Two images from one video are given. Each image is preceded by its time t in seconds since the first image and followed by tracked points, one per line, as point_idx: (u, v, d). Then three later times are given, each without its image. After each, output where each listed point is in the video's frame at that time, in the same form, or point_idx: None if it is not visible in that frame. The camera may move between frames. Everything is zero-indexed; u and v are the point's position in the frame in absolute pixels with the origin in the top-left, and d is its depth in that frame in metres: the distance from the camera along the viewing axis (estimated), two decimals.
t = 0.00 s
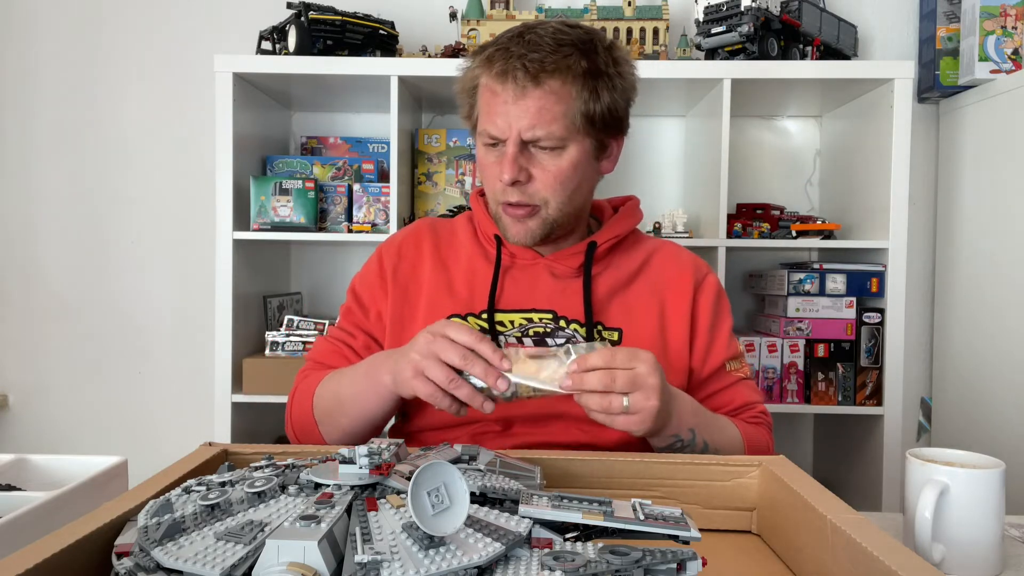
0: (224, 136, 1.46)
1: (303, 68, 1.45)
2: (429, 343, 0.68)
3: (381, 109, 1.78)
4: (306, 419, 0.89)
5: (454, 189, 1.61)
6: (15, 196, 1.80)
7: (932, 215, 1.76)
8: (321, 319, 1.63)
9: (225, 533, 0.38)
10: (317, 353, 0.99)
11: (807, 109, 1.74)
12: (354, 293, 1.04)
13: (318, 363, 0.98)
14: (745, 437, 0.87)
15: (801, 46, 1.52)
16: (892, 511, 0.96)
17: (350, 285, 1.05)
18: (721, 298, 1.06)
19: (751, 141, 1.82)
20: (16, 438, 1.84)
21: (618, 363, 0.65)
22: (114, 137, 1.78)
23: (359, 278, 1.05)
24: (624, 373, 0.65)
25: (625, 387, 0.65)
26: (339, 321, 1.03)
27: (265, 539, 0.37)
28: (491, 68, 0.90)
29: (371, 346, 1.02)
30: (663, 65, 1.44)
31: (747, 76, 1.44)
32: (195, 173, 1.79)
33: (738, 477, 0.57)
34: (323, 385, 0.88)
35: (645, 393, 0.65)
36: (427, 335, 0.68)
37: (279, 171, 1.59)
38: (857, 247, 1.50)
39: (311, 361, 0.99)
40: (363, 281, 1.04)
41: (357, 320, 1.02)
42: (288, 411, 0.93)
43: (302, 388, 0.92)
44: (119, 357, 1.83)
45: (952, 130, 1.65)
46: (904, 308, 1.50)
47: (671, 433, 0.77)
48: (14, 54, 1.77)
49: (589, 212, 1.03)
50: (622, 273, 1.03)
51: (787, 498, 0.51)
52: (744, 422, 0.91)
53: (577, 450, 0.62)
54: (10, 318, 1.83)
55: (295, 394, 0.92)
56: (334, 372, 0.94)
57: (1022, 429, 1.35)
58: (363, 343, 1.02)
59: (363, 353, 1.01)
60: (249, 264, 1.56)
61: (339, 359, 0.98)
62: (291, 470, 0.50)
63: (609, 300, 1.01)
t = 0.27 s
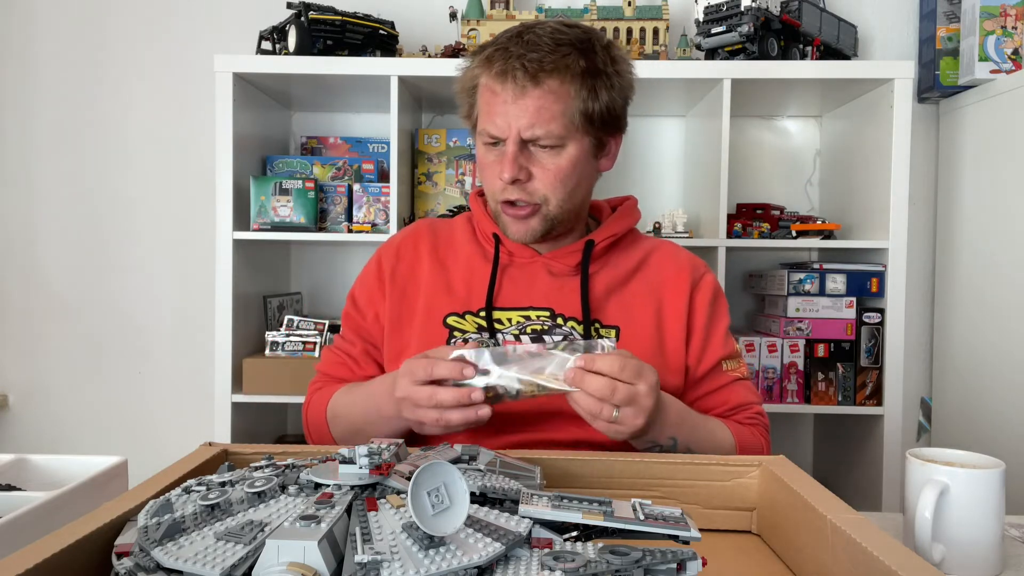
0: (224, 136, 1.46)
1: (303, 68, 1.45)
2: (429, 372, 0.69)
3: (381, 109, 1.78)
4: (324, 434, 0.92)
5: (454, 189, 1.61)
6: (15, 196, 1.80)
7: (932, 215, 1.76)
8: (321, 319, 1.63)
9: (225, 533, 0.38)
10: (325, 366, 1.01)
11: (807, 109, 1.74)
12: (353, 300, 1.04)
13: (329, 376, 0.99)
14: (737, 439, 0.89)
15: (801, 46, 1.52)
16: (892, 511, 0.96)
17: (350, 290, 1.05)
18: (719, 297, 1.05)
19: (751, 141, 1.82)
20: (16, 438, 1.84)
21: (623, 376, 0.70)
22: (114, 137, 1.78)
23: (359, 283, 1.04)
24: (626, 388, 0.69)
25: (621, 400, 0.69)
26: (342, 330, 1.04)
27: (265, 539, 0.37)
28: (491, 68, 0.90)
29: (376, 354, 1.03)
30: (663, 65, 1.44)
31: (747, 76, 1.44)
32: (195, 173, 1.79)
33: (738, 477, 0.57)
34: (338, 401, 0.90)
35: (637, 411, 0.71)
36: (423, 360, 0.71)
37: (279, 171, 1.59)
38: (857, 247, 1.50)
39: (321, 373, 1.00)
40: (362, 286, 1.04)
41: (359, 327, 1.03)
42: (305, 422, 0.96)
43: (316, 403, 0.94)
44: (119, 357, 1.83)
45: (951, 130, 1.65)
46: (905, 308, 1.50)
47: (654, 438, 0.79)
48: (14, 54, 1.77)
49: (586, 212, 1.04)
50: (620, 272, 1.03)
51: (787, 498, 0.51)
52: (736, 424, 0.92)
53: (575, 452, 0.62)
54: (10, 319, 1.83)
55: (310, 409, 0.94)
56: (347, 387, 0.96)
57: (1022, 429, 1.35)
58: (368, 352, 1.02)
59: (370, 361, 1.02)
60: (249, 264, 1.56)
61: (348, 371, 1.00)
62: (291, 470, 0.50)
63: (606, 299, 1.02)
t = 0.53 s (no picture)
0: (224, 136, 1.46)
1: (303, 68, 1.45)
2: (434, 368, 0.71)
3: (381, 109, 1.78)
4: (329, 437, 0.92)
5: (454, 189, 1.61)
6: (15, 196, 1.80)
7: (932, 215, 1.76)
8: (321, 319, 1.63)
9: (225, 533, 0.38)
10: (327, 368, 1.01)
11: (807, 109, 1.74)
12: (354, 302, 1.04)
13: (331, 379, 1.00)
14: (734, 436, 0.89)
15: (801, 46, 1.52)
16: (892, 511, 0.95)
17: (350, 293, 1.05)
18: (715, 296, 1.06)
19: (751, 141, 1.82)
20: (16, 438, 1.84)
21: (618, 383, 0.69)
22: (114, 137, 1.78)
23: (359, 286, 1.05)
24: (623, 395, 0.69)
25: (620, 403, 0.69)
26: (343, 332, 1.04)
27: (265, 540, 0.37)
28: (492, 64, 0.90)
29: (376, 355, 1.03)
30: (663, 65, 1.44)
31: (747, 76, 1.44)
32: (195, 174, 1.79)
33: (738, 477, 0.57)
34: (340, 404, 0.91)
35: (635, 413, 0.71)
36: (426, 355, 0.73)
37: (279, 171, 1.59)
38: (858, 247, 1.50)
39: (323, 377, 1.01)
40: (362, 289, 1.04)
41: (359, 329, 1.02)
42: (308, 425, 0.96)
43: (319, 406, 0.95)
44: (119, 357, 1.83)
45: (951, 130, 1.65)
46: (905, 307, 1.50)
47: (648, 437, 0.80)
48: (14, 54, 1.77)
49: (583, 213, 1.04)
50: (617, 271, 1.03)
51: (787, 497, 0.51)
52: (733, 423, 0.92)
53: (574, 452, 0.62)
54: (10, 318, 1.83)
55: (312, 411, 0.95)
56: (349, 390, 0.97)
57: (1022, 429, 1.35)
58: (369, 354, 1.02)
59: (370, 363, 1.02)
60: (249, 264, 1.56)
61: (349, 373, 1.00)
62: (291, 470, 0.50)
63: (603, 297, 1.01)
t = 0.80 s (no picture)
0: (224, 136, 1.46)
1: (303, 68, 1.45)
2: (431, 360, 0.72)
3: (381, 109, 1.78)
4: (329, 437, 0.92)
5: (454, 189, 1.61)
6: (15, 196, 1.80)
7: (932, 215, 1.76)
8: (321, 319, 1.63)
9: (225, 533, 0.38)
10: (326, 368, 1.01)
11: (807, 109, 1.74)
12: (354, 302, 1.04)
13: (331, 379, 0.99)
14: (728, 431, 0.89)
15: (801, 46, 1.52)
16: (893, 511, 0.95)
17: (350, 293, 1.05)
18: (711, 293, 1.06)
19: (751, 141, 1.82)
20: (16, 438, 1.84)
21: (612, 382, 0.70)
22: (114, 137, 1.78)
23: (359, 286, 1.05)
24: (617, 393, 0.70)
25: (620, 400, 0.70)
26: (343, 333, 1.04)
27: (265, 539, 0.37)
28: (498, 68, 0.89)
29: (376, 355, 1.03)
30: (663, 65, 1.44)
31: (747, 76, 1.44)
32: (195, 174, 1.79)
33: (738, 477, 0.57)
34: (340, 405, 0.90)
35: (637, 411, 0.71)
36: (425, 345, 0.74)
37: (279, 171, 1.59)
38: (857, 247, 1.50)
39: (323, 377, 1.00)
40: (362, 289, 1.04)
41: (359, 329, 1.02)
42: (308, 426, 0.96)
43: (319, 406, 0.94)
44: (119, 357, 1.83)
45: (952, 130, 1.65)
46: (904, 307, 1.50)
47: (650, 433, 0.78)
48: (14, 55, 1.77)
49: (582, 212, 1.05)
50: (614, 268, 1.03)
51: (787, 497, 0.51)
52: (729, 420, 0.92)
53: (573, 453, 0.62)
54: (10, 318, 1.83)
55: (313, 412, 0.95)
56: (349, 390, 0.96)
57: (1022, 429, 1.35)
58: (369, 353, 1.02)
59: (371, 362, 1.02)
60: (249, 264, 1.56)
61: (350, 373, 1.00)
62: (291, 470, 0.50)
63: (602, 293, 1.01)
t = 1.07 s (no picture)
0: (224, 136, 1.46)
1: (303, 68, 1.45)
2: (436, 362, 0.72)
3: (381, 109, 1.78)
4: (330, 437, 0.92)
5: (454, 189, 1.61)
6: (15, 195, 1.80)
7: (932, 214, 1.76)
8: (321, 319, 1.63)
9: (225, 533, 0.38)
10: (327, 368, 1.00)
11: (807, 109, 1.74)
12: (354, 301, 1.04)
13: (332, 379, 0.99)
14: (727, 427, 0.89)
15: (801, 46, 1.52)
16: (893, 510, 0.95)
17: (350, 293, 1.05)
18: (708, 289, 1.06)
19: (751, 141, 1.82)
20: (16, 438, 1.84)
21: (624, 378, 0.71)
22: (114, 137, 1.78)
23: (358, 286, 1.04)
24: (629, 388, 0.70)
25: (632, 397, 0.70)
26: (343, 333, 1.04)
27: (265, 539, 0.37)
28: (510, 85, 0.87)
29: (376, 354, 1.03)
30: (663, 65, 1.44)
31: (747, 76, 1.44)
32: (195, 173, 1.79)
33: (738, 477, 0.57)
34: (342, 405, 0.90)
35: (651, 407, 0.71)
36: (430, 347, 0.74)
37: (279, 171, 1.59)
38: (858, 247, 1.50)
39: (324, 377, 1.00)
40: (362, 289, 1.04)
41: (360, 328, 1.02)
42: (309, 427, 0.96)
43: (322, 407, 0.94)
44: (119, 357, 1.83)
45: (952, 130, 1.65)
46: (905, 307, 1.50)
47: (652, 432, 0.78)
48: (14, 55, 1.77)
49: (584, 211, 1.06)
50: (612, 264, 1.04)
51: (787, 497, 0.51)
52: (727, 416, 0.92)
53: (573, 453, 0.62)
54: (10, 318, 1.83)
55: (314, 412, 0.95)
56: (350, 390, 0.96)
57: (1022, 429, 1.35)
58: (370, 353, 1.02)
59: (372, 362, 1.01)
60: (249, 264, 1.56)
61: (351, 373, 1.00)
62: (291, 470, 0.50)
63: (601, 289, 1.02)
